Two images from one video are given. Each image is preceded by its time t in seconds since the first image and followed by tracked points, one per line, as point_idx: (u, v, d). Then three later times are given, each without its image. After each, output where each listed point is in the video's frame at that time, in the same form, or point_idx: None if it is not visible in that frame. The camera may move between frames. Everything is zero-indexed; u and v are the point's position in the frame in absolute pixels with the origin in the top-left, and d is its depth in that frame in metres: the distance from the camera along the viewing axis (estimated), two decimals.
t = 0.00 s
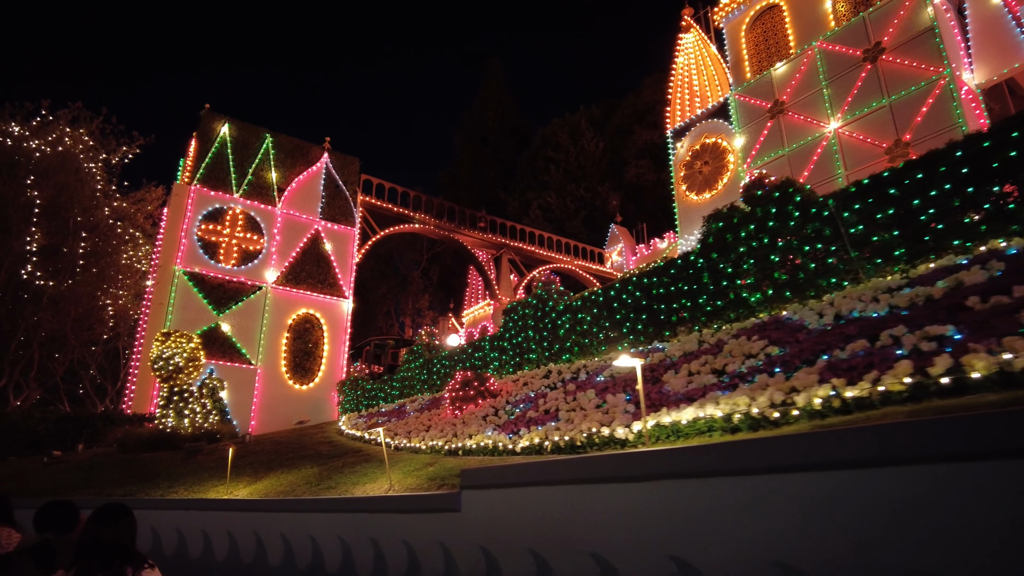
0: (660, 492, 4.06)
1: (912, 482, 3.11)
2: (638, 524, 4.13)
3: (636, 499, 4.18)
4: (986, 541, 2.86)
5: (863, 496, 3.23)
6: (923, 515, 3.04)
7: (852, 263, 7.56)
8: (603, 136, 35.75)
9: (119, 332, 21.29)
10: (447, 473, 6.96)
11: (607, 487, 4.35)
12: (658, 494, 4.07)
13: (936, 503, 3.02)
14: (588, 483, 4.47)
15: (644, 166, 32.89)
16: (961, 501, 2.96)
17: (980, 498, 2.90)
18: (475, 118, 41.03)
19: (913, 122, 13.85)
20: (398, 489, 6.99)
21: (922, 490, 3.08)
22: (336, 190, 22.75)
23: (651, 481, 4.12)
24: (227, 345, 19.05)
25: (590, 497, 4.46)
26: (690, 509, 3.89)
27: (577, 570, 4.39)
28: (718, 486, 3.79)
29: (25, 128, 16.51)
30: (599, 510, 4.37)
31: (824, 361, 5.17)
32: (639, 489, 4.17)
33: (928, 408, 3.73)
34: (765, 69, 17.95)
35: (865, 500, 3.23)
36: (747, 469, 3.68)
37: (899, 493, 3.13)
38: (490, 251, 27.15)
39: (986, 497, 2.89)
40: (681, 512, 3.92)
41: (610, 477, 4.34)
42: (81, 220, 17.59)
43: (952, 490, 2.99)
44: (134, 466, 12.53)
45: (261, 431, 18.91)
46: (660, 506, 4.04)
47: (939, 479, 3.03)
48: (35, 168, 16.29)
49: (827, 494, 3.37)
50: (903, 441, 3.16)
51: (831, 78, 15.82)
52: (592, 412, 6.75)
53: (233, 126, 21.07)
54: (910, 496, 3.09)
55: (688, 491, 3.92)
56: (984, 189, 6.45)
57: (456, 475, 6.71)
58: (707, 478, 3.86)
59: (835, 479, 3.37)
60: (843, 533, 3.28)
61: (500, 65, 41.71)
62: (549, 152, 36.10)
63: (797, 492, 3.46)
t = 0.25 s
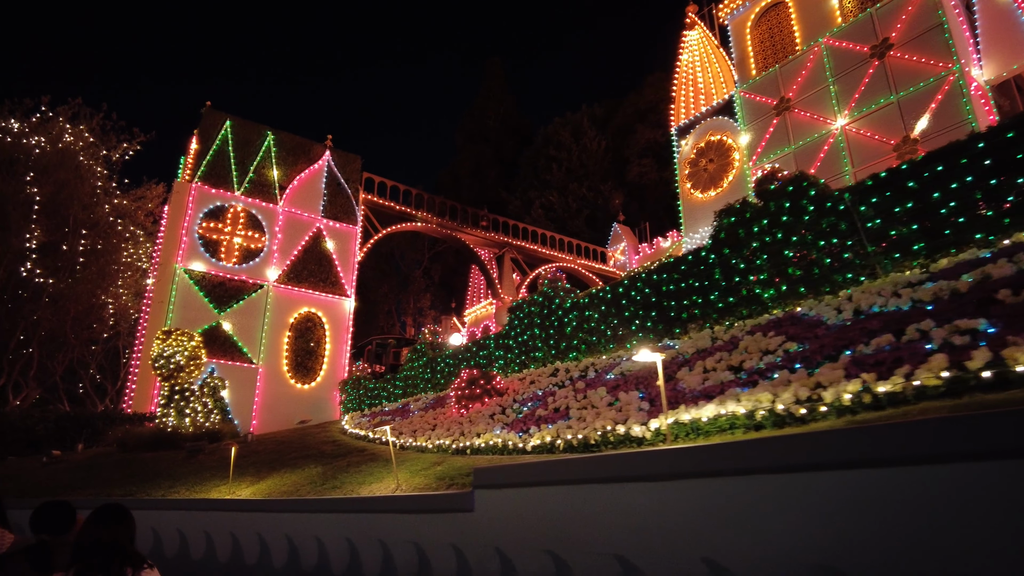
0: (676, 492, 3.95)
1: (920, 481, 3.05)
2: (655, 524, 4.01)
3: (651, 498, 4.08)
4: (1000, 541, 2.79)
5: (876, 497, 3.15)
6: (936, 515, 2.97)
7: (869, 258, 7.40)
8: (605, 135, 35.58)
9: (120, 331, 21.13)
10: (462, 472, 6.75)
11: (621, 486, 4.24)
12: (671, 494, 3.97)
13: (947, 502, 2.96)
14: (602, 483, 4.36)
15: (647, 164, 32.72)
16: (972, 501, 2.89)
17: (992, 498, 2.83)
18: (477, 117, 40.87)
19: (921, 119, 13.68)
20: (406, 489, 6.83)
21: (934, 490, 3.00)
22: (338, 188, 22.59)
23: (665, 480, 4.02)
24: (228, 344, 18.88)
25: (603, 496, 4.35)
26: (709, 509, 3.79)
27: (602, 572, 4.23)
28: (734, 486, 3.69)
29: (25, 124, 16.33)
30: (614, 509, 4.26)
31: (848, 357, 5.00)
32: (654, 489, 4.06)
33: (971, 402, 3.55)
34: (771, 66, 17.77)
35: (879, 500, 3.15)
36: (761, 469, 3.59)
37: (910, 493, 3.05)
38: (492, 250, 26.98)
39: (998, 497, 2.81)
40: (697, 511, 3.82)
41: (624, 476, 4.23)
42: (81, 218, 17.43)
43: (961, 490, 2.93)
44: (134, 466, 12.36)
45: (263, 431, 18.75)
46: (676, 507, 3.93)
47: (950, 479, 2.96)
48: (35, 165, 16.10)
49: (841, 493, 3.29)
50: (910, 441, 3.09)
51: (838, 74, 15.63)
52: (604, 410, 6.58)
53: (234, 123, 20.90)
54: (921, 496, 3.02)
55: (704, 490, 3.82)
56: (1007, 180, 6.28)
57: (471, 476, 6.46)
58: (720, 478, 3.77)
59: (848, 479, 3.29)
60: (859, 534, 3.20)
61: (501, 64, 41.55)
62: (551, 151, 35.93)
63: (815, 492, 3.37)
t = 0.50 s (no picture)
0: (684, 491, 3.88)
1: (920, 479, 3.03)
2: (665, 524, 3.92)
3: (659, 498, 4.00)
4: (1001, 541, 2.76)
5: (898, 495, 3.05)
6: (938, 515, 2.95)
7: (885, 253, 7.25)
8: (608, 133, 35.42)
9: (120, 330, 20.97)
10: (475, 471, 6.53)
11: (629, 485, 4.16)
12: (678, 494, 3.91)
13: (946, 501, 2.94)
14: (609, 481, 4.27)
15: (650, 163, 32.56)
16: (974, 501, 2.86)
17: (992, 497, 2.81)
18: (478, 116, 40.73)
19: (930, 116, 13.49)
20: (413, 488, 6.66)
21: (935, 490, 2.98)
22: (340, 185, 22.44)
23: (672, 480, 3.95)
24: (229, 342, 18.72)
25: (611, 496, 4.26)
26: (719, 509, 3.70)
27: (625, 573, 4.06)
28: (741, 486, 3.63)
29: (24, 119, 16.06)
30: (623, 508, 4.17)
31: (872, 351, 4.84)
32: (661, 488, 3.99)
33: (1021, 390, 3.42)
34: (776, 63, 17.59)
35: (882, 499, 3.12)
36: (766, 468, 3.55)
37: (911, 492, 3.03)
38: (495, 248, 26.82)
39: (999, 496, 2.79)
40: (705, 510, 3.75)
41: (631, 475, 4.15)
42: (81, 215, 17.27)
43: (988, 487, 2.82)
44: (134, 466, 12.19)
45: (264, 430, 18.59)
46: (685, 506, 3.85)
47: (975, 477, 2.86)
48: (34, 161, 15.93)
49: (844, 493, 3.26)
50: (912, 439, 3.07)
51: (845, 71, 15.46)
52: (616, 407, 6.43)
53: (236, 120, 20.74)
54: (923, 496, 3.00)
55: (711, 490, 3.76)
56: None
57: (485, 474, 6.25)
58: (725, 477, 3.72)
59: (871, 477, 3.18)
60: (863, 534, 3.16)
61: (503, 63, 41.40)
62: (553, 149, 35.77)
63: (821, 491, 3.33)
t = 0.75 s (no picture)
0: (692, 490, 3.83)
1: (918, 478, 3.02)
2: (675, 522, 3.85)
3: (667, 497, 3.93)
4: (999, 539, 2.75)
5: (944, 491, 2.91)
6: (938, 514, 2.93)
7: (903, 247, 7.10)
8: (610, 132, 35.27)
9: (120, 328, 20.81)
10: (489, 470, 6.30)
11: (638, 484, 4.09)
12: (684, 494, 3.86)
13: (944, 500, 2.92)
14: (616, 480, 4.21)
15: (652, 161, 32.41)
16: (973, 499, 2.84)
17: (990, 494, 2.80)
18: (480, 114, 40.58)
19: (939, 111, 13.32)
20: (422, 488, 6.49)
21: (986, 485, 2.82)
22: (342, 183, 22.30)
23: (679, 478, 3.89)
24: (231, 341, 18.57)
25: (618, 495, 4.19)
26: (729, 507, 3.64)
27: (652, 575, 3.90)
28: (747, 485, 3.59)
29: (24, 116, 15.90)
30: (631, 507, 4.09)
31: (899, 345, 4.70)
32: (668, 487, 3.93)
33: None
34: (783, 59, 17.39)
35: (885, 499, 3.09)
36: (772, 466, 3.51)
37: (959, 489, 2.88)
38: (497, 247, 26.66)
39: (997, 495, 2.78)
40: (714, 509, 3.70)
41: (638, 473, 4.09)
42: (81, 212, 17.11)
43: None
44: (135, 465, 12.04)
45: (266, 429, 18.43)
46: (693, 506, 3.80)
47: None
48: (34, 158, 15.77)
49: (846, 492, 3.24)
50: (911, 437, 3.06)
51: (851, 67, 15.26)
52: (629, 405, 6.29)
53: (237, 117, 20.58)
54: (922, 495, 2.98)
55: (718, 490, 3.71)
56: None
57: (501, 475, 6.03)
58: (731, 476, 3.68)
59: (917, 472, 3.03)
60: (867, 534, 3.13)
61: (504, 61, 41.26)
62: (555, 148, 35.62)
63: (861, 486, 3.19)
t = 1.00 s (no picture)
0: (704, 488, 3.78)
1: (922, 477, 3.02)
2: (689, 521, 3.79)
3: (680, 495, 3.88)
4: (1000, 538, 2.76)
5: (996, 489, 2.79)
6: (942, 513, 2.93)
7: (922, 241, 6.96)
8: (612, 130, 35.12)
9: (121, 327, 20.67)
10: (501, 473, 5.94)
11: (649, 483, 4.02)
12: (694, 492, 3.81)
13: (949, 500, 2.93)
14: (626, 479, 4.15)
15: (655, 160, 32.26)
16: (978, 498, 2.85)
17: (991, 492, 2.81)
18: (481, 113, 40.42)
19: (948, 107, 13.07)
20: (433, 487, 6.35)
21: None
22: (344, 181, 22.15)
23: (691, 476, 3.84)
24: (233, 340, 18.42)
25: (629, 494, 4.13)
26: (743, 505, 3.60)
27: None
28: (758, 483, 3.56)
29: (24, 112, 15.77)
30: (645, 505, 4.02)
31: (929, 339, 4.55)
32: (680, 486, 3.88)
33: None
34: (789, 56, 17.17)
35: (892, 498, 3.09)
36: (782, 464, 3.49)
37: (1013, 486, 2.76)
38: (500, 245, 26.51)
39: None
40: (727, 507, 3.66)
41: (649, 472, 4.03)
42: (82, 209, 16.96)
43: None
44: (137, 464, 11.89)
45: (268, 428, 18.28)
46: (706, 504, 3.75)
47: None
48: (35, 154, 15.62)
49: (853, 491, 3.24)
50: (937, 435, 3.00)
51: (859, 63, 15.04)
52: (645, 402, 6.13)
53: (239, 114, 20.43)
54: (948, 494, 2.92)
55: (731, 488, 3.67)
56: None
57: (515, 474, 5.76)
58: (741, 474, 3.64)
59: (967, 469, 2.91)
60: (873, 532, 3.14)
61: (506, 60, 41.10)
62: (557, 146, 35.47)
63: (906, 483, 3.07)
